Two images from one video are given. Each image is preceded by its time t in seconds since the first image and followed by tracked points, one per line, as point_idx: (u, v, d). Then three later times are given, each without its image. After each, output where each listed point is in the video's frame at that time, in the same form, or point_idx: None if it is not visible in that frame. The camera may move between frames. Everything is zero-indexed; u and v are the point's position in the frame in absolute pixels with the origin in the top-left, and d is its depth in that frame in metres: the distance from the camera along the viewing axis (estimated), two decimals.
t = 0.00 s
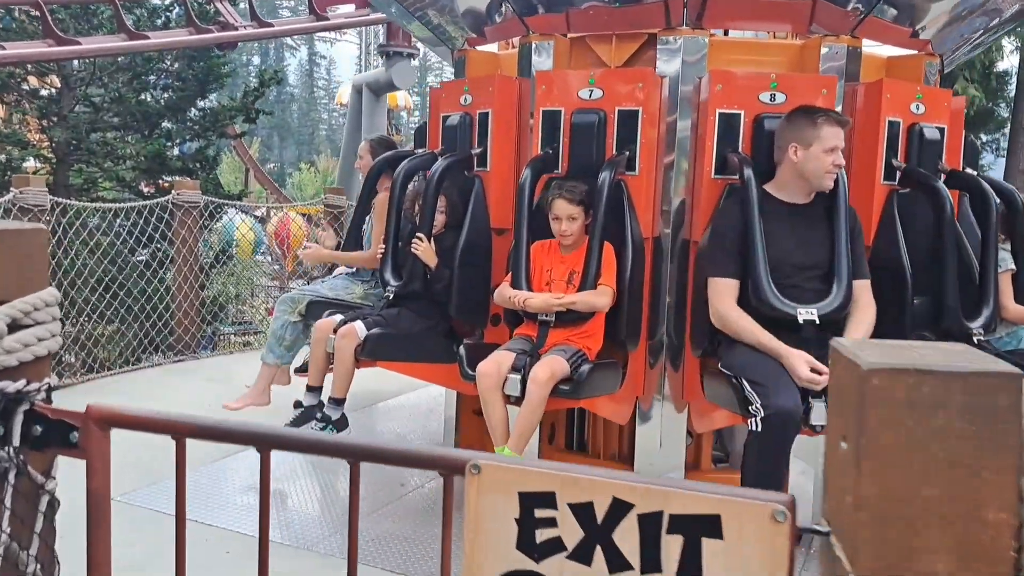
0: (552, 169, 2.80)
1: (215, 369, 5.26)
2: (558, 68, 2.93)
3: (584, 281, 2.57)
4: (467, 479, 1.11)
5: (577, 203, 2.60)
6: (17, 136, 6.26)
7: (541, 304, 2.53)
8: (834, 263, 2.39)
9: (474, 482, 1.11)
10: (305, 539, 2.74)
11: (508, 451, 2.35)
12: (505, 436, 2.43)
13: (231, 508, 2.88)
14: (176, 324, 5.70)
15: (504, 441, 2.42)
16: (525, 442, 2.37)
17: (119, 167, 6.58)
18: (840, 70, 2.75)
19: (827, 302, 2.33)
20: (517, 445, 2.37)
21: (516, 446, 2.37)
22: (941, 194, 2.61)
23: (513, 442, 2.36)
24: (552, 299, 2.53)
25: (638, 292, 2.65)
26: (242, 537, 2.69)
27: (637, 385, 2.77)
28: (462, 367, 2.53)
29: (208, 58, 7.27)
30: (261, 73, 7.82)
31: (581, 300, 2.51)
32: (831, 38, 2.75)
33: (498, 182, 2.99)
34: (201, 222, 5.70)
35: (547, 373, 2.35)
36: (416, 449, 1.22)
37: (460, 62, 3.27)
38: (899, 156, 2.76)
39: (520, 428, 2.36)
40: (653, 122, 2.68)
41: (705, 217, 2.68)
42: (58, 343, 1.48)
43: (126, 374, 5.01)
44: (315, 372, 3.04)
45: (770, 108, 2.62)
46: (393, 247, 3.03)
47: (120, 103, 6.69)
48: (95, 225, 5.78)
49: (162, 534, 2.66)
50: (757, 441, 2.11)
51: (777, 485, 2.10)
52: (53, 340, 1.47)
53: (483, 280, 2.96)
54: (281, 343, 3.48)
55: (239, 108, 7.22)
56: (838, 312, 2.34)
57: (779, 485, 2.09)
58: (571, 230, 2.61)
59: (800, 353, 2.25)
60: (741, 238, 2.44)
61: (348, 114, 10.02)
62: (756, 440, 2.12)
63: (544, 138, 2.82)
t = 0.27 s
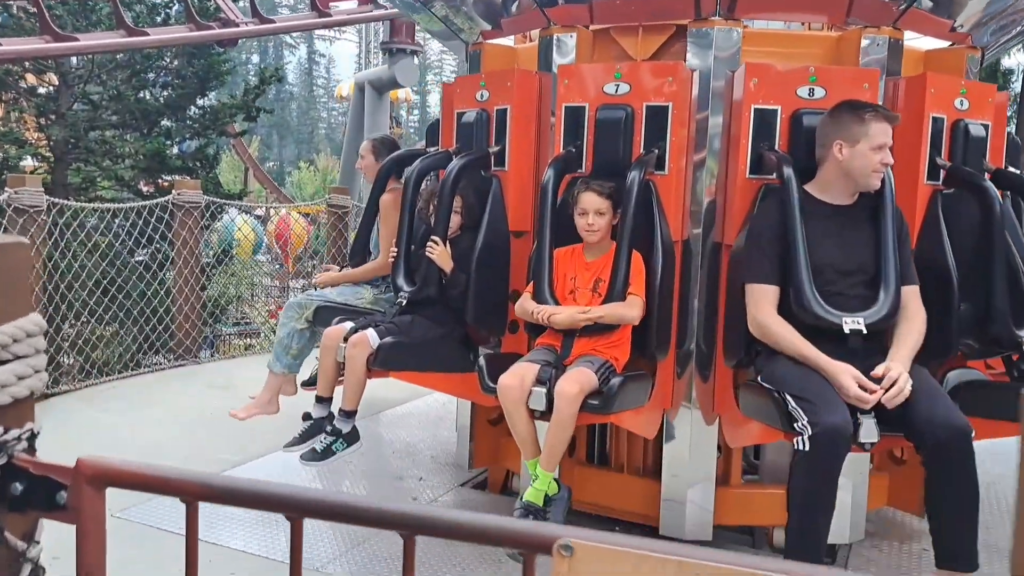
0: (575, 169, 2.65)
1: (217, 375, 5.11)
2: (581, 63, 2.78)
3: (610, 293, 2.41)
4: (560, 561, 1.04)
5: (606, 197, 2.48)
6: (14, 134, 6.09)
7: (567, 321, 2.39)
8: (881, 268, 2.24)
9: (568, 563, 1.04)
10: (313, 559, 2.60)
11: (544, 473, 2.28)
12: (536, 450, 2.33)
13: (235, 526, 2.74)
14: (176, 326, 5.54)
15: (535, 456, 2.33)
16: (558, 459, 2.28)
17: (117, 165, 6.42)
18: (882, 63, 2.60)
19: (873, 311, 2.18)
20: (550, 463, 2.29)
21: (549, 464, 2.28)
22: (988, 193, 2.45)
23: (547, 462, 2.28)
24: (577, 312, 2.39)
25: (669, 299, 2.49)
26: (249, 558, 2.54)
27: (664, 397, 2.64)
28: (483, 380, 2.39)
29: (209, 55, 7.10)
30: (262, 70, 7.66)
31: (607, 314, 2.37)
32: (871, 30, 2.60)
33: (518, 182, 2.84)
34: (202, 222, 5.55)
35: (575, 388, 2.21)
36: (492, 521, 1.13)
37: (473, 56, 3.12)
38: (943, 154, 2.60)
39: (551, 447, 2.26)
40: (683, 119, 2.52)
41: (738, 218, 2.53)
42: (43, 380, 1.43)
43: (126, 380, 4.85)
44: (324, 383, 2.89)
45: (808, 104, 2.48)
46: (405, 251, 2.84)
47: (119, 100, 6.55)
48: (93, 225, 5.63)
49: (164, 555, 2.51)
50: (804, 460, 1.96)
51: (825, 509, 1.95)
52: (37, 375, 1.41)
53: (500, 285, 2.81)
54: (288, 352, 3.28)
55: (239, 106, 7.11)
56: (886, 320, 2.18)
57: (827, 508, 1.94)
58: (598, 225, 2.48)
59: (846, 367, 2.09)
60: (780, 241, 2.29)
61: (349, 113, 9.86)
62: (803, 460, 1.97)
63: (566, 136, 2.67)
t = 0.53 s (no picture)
0: (599, 163, 2.49)
1: (218, 379, 4.95)
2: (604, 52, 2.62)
3: (640, 292, 2.25)
4: None
5: (630, 191, 2.30)
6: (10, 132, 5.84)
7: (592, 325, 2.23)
8: (932, 269, 2.08)
9: None
10: None
11: (560, 490, 2.09)
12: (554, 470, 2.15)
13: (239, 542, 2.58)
14: (176, 329, 5.38)
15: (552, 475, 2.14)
16: (578, 477, 2.09)
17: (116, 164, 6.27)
18: (922, 50, 2.44)
19: (925, 316, 2.02)
20: (569, 481, 2.10)
21: (567, 481, 2.09)
22: None
23: (564, 478, 2.09)
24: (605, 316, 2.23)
25: (700, 302, 2.34)
26: None
27: (693, 405, 2.48)
28: (502, 390, 2.25)
29: (209, 51, 6.93)
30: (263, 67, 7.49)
31: (636, 317, 2.20)
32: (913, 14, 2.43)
33: (536, 178, 2.68)
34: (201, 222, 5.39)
35: (603, 398, 2.06)
36: None
37: (487, 45, 2.98)
38: (990, 147, 2.44)
39: (572, 462, 2.08)
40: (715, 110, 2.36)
41: (773, 216, 2.37)
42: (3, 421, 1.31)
43: (124, 385, 4.70)
44: (331, 391, 2.74)
45: (849, 93, 2.32)
46: (417, 251, 2.69)
47: (118, 97, 6.38)
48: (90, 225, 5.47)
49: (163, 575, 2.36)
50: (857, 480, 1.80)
51: (880, 532, 1.79)
52: None
53: (518, 287, 2.65)
54: (308, 359, 3.19)
55: (239, 103, 6.95)
56: (939, 326, 2.03)
57: (883, 532, 1.79)
58: (622, 221, 2.30)
59: (898, 375, 1.94)
60: (823, 241, 2.13)
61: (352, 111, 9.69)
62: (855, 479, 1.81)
63: (588, 129, 2.51)
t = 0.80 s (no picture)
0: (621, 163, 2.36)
1: (219, 387, 4.81)
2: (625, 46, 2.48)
3: (668, 302, 2.11)
4: None
5: (658, 194, 2.16)
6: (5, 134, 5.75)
7: (618, 341, 2.09)
8: (984, 276, 1.94)
9: None
10: None
11: (578, 508, 1.92)
12: (569, 490, 1.97)
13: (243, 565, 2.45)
14: (175, 335, 5.23)
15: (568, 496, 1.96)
16: (597, 498, 1.92)
17: (113, 166, 6.11)
18: (968, 41, 2.28)
19: (978, 327, 1.88)
20: (587, 500, 1.93)
21: (586, 501, 1.92)
22: None
23: (583, 497, 1.92)
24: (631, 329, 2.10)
25: (731, 312, 2.20)
26: None
27: (722, 420, 2.34)
28: (521, 405, 2.10)
29: (206, 51, 6.78)
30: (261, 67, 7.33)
31: (663, 329, 2.07)
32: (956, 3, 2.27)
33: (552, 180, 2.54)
34: (200, 225, 5.25)
35: (631, 415, 1.92)
36: None
37: (498, 40, 2.81)
38: None
39: (592, 480, 1.91)
40: (745, 107, 2.22)
41: (807, 220, 2.24)
42: None
43: (122, 394, 4.56)
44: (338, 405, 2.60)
45: (889, 88, 2.17)
46: (427, 256, 2.59)
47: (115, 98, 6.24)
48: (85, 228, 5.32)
49: None
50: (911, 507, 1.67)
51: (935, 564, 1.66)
52: None
53: (535, 295, 2.51)
54: (301, 366, 3.05)
55: (238, 104, 6.81)
56: (993, 337, 1.89)
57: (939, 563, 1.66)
58: (647, 226, 2.15)
59: (951, 390, 1.80)
60: (869, 247, 2.00)
61: (352, 111, 9.53)
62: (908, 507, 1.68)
63: (610, 127, 2.38)
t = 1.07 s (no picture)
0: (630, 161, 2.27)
1: (206, 396, 4.68)
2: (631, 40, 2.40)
3: (686, 297, 2.01)
4: None
5: (672, 192, 2.07)
6: None
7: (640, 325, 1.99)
8: (1014, 274, 1.87)
9: None
10: None
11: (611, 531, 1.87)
12: (597, 507, 1.92)
13: None
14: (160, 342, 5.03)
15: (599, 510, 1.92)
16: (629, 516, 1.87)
17: (91, 168, 5.99)
18: (987, 30, 2.19)
19: (1011, 327, 1.80)
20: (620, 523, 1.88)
21: (618, 521, 1.87)
22: None
23: (615, 518, 1.86)
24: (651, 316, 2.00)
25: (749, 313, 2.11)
26: None
27: (738, 427, 2.26)
28: (533, 417, 2.01)
29: (186, 51, 6.64)
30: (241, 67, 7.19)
31: (682, 319, 1.97)
32: None
33: (556, 179, 2.45)
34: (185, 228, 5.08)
35: (654, 430, 1.83)
36: None
37: (496, 35, 2.72)
38: None
39: (622, 499, 1.85)
40: (758, 101, 2.14)
41: (825, 217, 2.15)
42: None
43: (105, 404, 4.42)
44: (336, 418, 2.49)
45: (907, 79, 2.10)
46: (428, 260, 2.49)
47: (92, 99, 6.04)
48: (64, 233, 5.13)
49: None
50: (951, 518, 1.59)
51: None
52: None
53: (540, 300, 2.41)
54: (283, 372, 2.88)
55: (219, 105, 6.71)
56: None
57: None
58: (661, 225, 2.06)
59: (986, 396, 1.72)
60: (895, 245, 1.91)
61: (335, 111, 9.39)
62: (948, 517, 1.60)
63: (618, 123, 2.29)
